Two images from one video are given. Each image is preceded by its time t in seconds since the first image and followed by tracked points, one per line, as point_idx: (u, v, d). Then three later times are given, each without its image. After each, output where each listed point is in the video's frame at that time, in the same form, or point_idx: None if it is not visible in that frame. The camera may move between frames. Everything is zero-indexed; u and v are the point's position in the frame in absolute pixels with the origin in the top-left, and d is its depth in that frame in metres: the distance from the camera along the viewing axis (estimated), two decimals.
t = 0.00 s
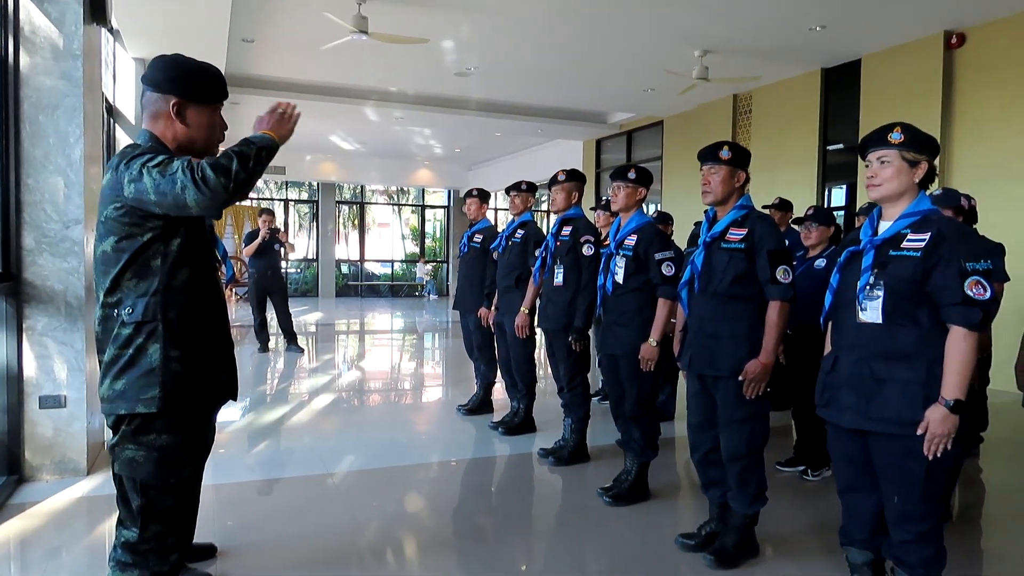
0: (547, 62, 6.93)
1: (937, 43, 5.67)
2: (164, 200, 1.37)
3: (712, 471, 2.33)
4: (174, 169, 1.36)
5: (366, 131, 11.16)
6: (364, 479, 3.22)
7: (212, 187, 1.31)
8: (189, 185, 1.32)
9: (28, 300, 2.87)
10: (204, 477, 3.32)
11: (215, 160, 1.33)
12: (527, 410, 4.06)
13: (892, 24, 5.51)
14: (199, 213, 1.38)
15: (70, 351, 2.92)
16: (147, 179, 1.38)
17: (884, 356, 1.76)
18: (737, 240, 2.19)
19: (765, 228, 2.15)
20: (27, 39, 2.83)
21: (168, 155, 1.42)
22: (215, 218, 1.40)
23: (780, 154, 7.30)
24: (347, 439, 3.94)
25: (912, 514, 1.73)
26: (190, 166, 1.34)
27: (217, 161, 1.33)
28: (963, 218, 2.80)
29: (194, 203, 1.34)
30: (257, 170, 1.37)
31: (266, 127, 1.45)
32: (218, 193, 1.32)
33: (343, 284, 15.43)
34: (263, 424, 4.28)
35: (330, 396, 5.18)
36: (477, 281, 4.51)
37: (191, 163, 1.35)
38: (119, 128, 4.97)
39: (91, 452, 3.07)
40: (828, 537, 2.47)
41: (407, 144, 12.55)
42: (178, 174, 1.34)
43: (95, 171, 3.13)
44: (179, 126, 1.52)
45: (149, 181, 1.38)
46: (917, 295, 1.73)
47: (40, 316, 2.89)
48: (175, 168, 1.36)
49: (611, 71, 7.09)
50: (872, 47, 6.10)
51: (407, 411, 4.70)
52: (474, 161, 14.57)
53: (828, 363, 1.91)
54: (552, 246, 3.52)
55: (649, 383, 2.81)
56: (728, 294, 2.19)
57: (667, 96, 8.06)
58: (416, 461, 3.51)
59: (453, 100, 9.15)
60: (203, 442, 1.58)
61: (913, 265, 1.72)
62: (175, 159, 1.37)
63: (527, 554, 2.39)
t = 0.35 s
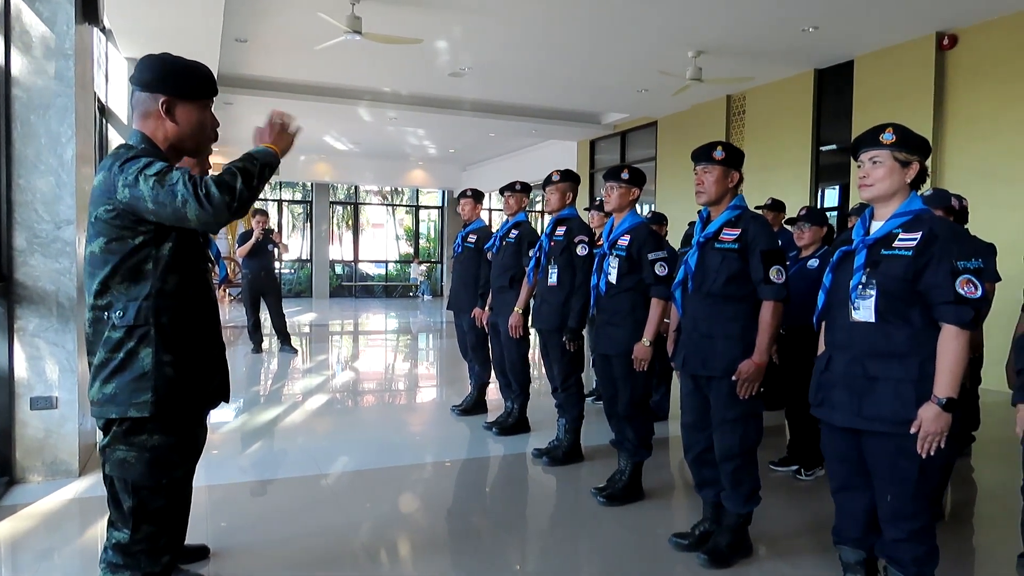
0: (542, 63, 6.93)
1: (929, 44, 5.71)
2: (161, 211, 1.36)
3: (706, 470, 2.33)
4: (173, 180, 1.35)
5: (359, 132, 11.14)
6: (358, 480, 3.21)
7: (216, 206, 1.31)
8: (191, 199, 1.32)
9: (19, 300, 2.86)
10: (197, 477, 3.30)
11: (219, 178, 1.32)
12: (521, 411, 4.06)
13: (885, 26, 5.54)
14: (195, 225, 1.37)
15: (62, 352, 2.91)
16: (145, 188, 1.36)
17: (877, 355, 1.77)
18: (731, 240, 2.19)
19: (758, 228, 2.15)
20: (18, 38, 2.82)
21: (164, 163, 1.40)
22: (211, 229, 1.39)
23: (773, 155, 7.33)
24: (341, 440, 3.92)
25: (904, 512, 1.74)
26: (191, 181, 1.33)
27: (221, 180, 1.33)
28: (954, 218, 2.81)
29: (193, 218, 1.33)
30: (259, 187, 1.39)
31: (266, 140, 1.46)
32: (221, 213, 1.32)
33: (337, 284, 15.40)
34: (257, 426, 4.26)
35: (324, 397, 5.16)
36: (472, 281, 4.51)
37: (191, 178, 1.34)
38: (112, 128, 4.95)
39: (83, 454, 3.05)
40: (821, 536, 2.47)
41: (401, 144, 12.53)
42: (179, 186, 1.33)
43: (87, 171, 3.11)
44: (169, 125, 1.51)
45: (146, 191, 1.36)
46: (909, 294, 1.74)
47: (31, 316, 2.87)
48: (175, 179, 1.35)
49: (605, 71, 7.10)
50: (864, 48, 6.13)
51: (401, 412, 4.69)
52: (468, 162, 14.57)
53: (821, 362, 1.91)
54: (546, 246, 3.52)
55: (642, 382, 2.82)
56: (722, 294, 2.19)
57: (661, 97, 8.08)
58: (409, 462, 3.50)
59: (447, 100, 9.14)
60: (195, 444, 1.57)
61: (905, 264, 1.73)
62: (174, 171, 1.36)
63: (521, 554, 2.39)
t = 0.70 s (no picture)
0: (537, 58, 6.91)
1: (923, 39, 5.72)
2: (143, 215, 1.34)
3: (701, 465, 2.34)
4: (163, 191, 1.32)
5: (354, 126, 11.09)
6: (353, 476, 3.20)
7: (193, 231, 1.28)
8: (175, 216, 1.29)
9: (11, 296, 2.83)
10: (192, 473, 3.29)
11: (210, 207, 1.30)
12: (516, 406, 4.06)
13: (879, 21, 5.55)
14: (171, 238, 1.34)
15: (55, 348, 2.89)
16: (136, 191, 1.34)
17: (872, 350, 1.77)
18: (725, 235, 2.19)
19: (752, 222, 2.15)
20: (8, 32, 2.79)
21: (159, 168, 1.38)
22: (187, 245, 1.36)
23: (767, 150, 7.33)
24: (336, 436, 3.91)
25: (898, 506, 1.75)
26: (187, 202, 1.30)
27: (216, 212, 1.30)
28: (948, 212, 2.82)
29: (168, 233, 1.30)
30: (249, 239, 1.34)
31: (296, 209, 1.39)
32: (206, 243, 1.29)
33: (331, 280, 15.36)
34: (251, 421, 4.25)
35: (318, 393, 5.15)
36: (467, 277, 4.50)
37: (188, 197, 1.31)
38: (103, 122, 4.91)
39: (76, 449, 3.04)
40: (815, 529, 2.49)
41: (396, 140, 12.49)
42: (169, 198, 1.31)
43: (79, 166, 3.09)
44: (160, 119, 1.50)
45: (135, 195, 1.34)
46: (904, 288, 1.74)
47: (23, 312, 2.85)
48: (166, 190, 1.32)
49: (601, 66, 7.08)
50: (859, 43, 6.14)
51: (396, 407, 4.69)
52: (463, 157, 14.53)
53: (816, 357, 1.92)
54: (541, 241, 3.51)
55: (637, 377, 2.82)
56: (717, 289, 2.19)
57: (656, 92, 8.07)
58: (404, 457, 3.50)
59: (441, 95, 9.11)
60: (190, 439, 1.57)
61: (900, 259, 1.73)
62: (169, 182, 1.33)
63: (516, 549, 2.39)
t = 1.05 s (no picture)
0: (535, 55, 6.90)
1: (922, 36, 5.72)
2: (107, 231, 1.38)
3: (699, 463, 2.34)
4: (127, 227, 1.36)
5: (352, 124, 11.07)
6: (352, 474, 3.20)
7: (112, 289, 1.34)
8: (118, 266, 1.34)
9: (9, 294, 2.83)
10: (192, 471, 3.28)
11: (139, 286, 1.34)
12: (515, 404, 4.05)
13: (878, 18, 5.55)
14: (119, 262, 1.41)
15: (53, 346, 2.89)
16: (115, 206, 1.36)
17: (871, 348, 1.77)
18: (724, 233, 2.19)
19: (751, 220, 2.15)
20: (4, 29, 2.78)
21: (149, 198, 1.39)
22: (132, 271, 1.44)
23: (766, 148, 7.33)
24: (334, 434, 3.91)
25: (897, 504, 1.75)
26: (137, 262, 1.35)
27: (146, 297, 1.35)
28: (946, 209, 2.83)
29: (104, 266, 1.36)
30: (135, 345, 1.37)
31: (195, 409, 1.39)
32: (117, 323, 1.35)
33: (330, 278, 15.35)
34: (250, 420, 4.24)
35: (317, 391, 5.15)
36: (465, 274, 4.50)
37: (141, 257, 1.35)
38: (101, 120, 4.90)
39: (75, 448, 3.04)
40: (814, 527, 2.49)
41: (394, 137, 12.48)
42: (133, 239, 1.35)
43: (77, 164, 3.08)
44: (164, 115, 1.49)
45: (115, 213, 1.36)
46: (902, 286, 1.75)
47: (22, 310, 2.85)
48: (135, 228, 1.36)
49: (599, 64, 7.07)
50: (858, 40, 6.14)
51: (394, 406, 4.69)
52: (462, 154, 14.51)
53: (815, 355, 1.92)
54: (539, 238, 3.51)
55: (636, 375, 2.82)
56: (715, 287, 2.19)
57: (654, 90, 8.06)
58: (403, 455, 3.50)
59: (440, 93, 9.10)
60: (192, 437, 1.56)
61: (899, 256, 1.73)
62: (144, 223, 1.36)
63: (515, 547, 2.39)
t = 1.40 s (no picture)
0: (534, 55, 6.90)
1: (919, 36, 5.73)
2: (136, 225, 1.32)
3: (697, 462, 2.34)
4: (153, 198, 1.31)
5: (351, 124, 11.07)
6: (351, 473, 3.20)
7: (188, 241, 1.27)
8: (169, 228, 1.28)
9: (7, 294, 2.83)
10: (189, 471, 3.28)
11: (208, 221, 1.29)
12: (513, 404, 4.06)
13: (876, 18, 5.55)
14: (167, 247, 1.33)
15: (51, 346, 2.89)
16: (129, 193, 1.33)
17: (866, 347, 1.77)
18: (721, 232, 2.19)
19: (748, 219, 2.15)
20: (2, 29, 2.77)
21: (151, 173, 1.36)
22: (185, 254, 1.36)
23: (765, 147, 7.34)
24: (332, 434, 3.91)
25: (894, 503, 1.75)
26: (185, 211, 1.29)
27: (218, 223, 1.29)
28: (943, 209, 2.83)
29: (163, 243, 1.29)
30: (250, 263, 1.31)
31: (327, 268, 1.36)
32: (215, 262, 1.28)
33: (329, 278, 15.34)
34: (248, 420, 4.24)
35: (316, 391, 5.14)
36: (464, 274, 4.50)
37: (182, 207, 1.30)
38: (100, 120, 4.89)
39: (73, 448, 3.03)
40: (812, 526, 2.50)
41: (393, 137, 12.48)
42: (160, 208, 1.30)
43: (75, 164, 3.08)
44: (153, 117, 1.49)
45: (130, 201, 1.32)
46: (898, 285, 1.75)
47: (19, 311, 2.85)
48: (158, 199, 1.31)
49: (598, 63, 7.07)
50: (856, 39, 6.14)
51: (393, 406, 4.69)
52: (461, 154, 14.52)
53: (811, 354, 1.92)
54: (537, 238, 3.51)
55: (634, 374, 2.82)
56: (712, 287, 2.19)
57: (653, 89, 8.06)
58: (401, 455, 3.50)
59: (439, 92, 9.09)
60: (184, 437, 1.56)
61: (895, 255, 1.73)
62: (162, 191, 1.32)
63: (514, 546, 2.39)
